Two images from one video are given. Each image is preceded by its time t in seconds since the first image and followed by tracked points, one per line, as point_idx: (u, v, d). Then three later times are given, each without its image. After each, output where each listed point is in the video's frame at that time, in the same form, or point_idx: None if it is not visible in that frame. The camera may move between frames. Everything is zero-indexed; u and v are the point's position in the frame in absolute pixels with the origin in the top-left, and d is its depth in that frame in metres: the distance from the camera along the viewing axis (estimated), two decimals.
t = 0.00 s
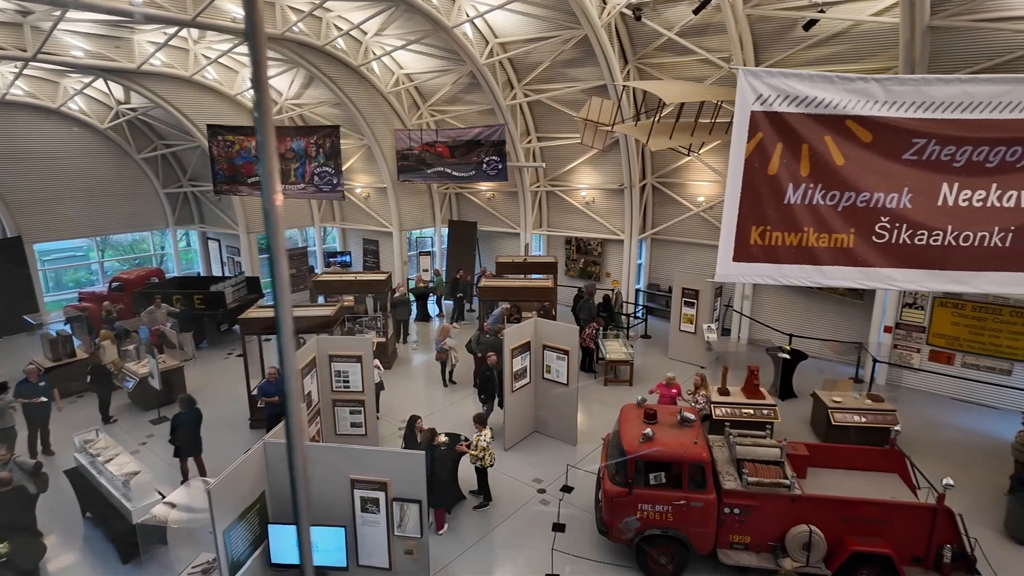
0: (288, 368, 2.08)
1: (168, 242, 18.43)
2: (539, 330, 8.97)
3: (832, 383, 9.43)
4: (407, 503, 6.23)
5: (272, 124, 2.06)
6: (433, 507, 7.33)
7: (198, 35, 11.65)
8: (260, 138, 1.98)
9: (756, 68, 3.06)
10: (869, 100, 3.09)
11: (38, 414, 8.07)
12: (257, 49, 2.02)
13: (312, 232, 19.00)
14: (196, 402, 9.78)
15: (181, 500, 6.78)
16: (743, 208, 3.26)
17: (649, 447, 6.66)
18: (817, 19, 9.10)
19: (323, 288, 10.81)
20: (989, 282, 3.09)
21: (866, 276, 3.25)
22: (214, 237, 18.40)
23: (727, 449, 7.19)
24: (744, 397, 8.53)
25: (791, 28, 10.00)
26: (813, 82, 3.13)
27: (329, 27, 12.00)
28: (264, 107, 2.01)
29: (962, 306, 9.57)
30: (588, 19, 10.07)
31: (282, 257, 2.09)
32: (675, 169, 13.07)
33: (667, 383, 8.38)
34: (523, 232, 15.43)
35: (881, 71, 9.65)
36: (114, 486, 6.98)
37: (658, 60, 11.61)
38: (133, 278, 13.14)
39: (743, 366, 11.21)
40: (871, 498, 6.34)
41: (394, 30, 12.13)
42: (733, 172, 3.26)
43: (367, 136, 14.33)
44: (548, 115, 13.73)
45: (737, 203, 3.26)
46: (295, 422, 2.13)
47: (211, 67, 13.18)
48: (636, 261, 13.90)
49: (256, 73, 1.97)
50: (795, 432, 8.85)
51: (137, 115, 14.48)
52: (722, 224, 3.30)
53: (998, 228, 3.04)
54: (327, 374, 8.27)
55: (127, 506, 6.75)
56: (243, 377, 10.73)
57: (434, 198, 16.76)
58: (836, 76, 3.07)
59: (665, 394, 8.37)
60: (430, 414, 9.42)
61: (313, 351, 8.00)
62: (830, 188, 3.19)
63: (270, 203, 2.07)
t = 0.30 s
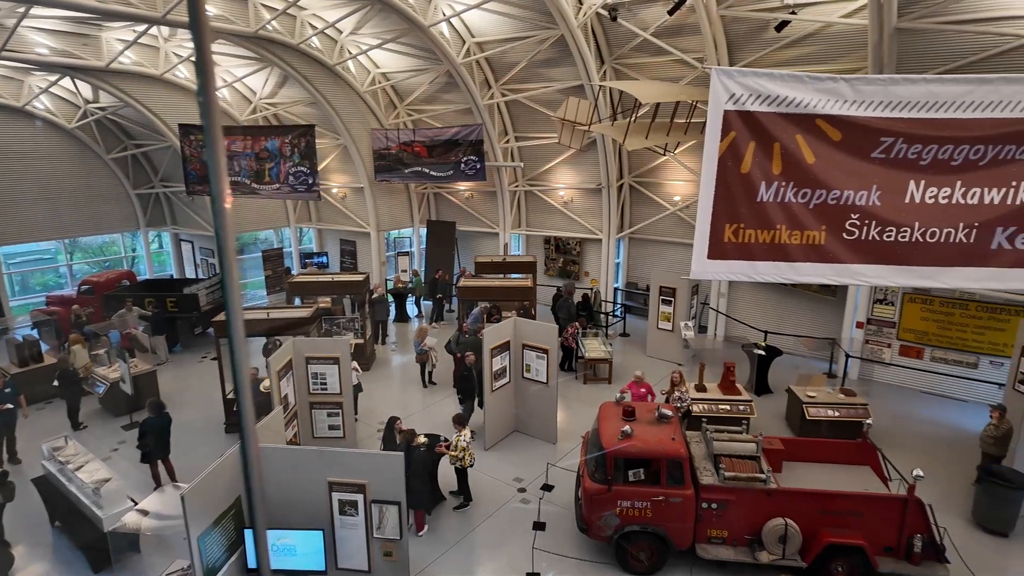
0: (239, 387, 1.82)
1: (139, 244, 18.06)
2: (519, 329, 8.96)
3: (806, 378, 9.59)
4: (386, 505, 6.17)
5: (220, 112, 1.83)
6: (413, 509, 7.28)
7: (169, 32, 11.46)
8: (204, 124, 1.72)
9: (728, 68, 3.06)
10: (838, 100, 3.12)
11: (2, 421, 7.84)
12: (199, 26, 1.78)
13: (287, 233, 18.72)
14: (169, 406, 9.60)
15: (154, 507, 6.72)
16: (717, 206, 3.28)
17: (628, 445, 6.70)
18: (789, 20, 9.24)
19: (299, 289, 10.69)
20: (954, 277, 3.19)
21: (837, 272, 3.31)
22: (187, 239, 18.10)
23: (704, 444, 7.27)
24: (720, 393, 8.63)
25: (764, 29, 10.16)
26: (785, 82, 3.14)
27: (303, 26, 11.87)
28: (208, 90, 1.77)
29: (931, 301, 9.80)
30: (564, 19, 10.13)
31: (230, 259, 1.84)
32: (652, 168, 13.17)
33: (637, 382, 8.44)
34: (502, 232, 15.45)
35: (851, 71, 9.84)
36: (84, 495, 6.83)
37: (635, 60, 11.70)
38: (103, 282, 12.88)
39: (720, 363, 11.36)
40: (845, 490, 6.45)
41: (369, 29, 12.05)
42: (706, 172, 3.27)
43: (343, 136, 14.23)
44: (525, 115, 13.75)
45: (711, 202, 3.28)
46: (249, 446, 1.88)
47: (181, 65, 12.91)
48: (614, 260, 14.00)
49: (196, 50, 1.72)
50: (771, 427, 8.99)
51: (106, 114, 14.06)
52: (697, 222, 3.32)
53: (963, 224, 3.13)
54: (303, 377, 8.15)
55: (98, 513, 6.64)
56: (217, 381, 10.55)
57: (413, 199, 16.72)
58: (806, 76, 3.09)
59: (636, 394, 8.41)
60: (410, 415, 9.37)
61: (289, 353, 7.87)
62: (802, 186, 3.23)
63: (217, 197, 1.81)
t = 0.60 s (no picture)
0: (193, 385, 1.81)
1: (109, 246, 17.68)
2: (498, 329, 8.96)
3: (780, 374, 9.75)
4: (365, 508, 6.12)
5: (170, 102, 1.74)
6: (393, 511, 7.24)
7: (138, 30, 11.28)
8: (147, 97, 1.62)
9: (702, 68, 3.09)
10: (809, 100, 3.16)
11: None
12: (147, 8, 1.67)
13: (262, 234, 18.32)
14: (141, 411, 9.40)
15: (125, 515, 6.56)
16: (692, 205, 3.31)
17: (607, 442, 6.73)
18: (762, 21, 9.39)
19: (275, 291, 10.56)
20: (920, 273, 3.27)
21: (809, 268, 3.36)
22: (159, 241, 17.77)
23: (682, 440, 7.35)
24: (697, 389, 8.73)
25: (737, 31, 10.31)
26: (757, 82, 3.18)
27: (277, 24, 11.72)
28: (156, 80, 1.68)
29: (900, 297, 10.05)
30: (540, 19, 10.16)
31: (183, 258, 1.77)
32: (629, 168, 13.27)
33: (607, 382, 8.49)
34: (480, 231, 15.44)
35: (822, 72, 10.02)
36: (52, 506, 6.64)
37: (611, 61, 11.77)
38: (71, 285, 12.59)
39: (697, 360, 11.51)
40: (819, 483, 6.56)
41: (345, 27, 11.94)
42: (681, 171, 3.30)
43: (318, 135, 14.08)
44: (503, 115, 13.75)
45: (686, 200, 3.31)
46: (204, 434, 1.83)
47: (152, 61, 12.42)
48: (592, 259, 14.08)
49: (143, 36, 1.62)
50: (748, 422, 9.12)
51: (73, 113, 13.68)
52: (673, 220, 3.35)
53: (930, 221, 3.21)
54: (280, 380, 8.04)
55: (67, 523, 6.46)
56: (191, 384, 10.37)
57: (390, 199, 16.62)
58: (777, 75, 3.13)
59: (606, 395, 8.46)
60: (389, 417, 9.31)
61: (265, 356, 7.76)
62: (774, 185, 3.28)
63: (164, 166, 1.71)
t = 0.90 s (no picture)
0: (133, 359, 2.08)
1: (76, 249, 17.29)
2: (476, 328, 8.95)
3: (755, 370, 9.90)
4: (341, 510, 6.06)
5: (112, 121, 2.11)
6: (371, 513, 7.18)
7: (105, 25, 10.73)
8: (88, 113, 1.99)
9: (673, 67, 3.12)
10: (778, 99, 3.21)
11: None
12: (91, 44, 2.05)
13: (235, 236, 18.12)
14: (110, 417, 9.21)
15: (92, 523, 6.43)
16: (665, 202, 3.33)
17: (585, 440, 6.76)
18: (734, 22, 9.53)
19: (248, 293, 10.40)
20: (887, 268, 3.34)
21: (780, 264, 3.41)
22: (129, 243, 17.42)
23: (659, 436, 7.42)
24: (673, 386, 8.83)
25: (709, 32, 10.46)
26: (728, 81, 3.22)
27: (249, 22, 11.58)
28: (99, 103, 2.06)
29: (870, 293, 10.29)
30: (515, 18, 10.18)
31: (123, 250, 2.11)
32: (605, 168, 13.36)
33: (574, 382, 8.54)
34: (458, 231, 15.42)
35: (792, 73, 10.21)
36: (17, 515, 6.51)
37: (586, 61, 11.85)
38: (37, 288, 12.26)
39: (673, 357, 11.64)
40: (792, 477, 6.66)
41: (318, 26, 11.83)
42: (655, 169, 3.32)
43: (292, 134, 13.92)
44: (480, 115, 13.75)
45: (659, 198, 3.32)
46: (143, 400, 2.10)
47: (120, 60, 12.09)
48: (570, 259, 14.15)
49: (86, 69, 2.00)
50: (723, 418, 9.24)
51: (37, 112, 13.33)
52: (647, 217, 3.36)
53: (896, 218, 3.28)
54: (254, 383, 7.93)
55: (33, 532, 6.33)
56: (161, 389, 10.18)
57: (366, 199, 16.49)
58: (747, 75, 3.17)
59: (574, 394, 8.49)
60: (367, 419, 9.24)
61: (239, 359, 7.64)
62: (745, 183, 3.32)
63: (109, 174, 2.08)
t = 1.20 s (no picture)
0: (80, 347, 2.37)
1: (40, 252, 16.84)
2: (452, 329, 8.93)
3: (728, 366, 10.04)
4: (317, 514, 5.99)
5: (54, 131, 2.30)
6: (347, 517, 7.12)
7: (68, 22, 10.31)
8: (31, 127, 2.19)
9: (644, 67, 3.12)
10: (747, 99, 3.25)
11: None
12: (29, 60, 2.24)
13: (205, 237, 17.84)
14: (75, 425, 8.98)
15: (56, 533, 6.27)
16: (638, 202, 3.34)
17: (562, 439, 6.77)
18: (705, 23, 9.67)
19: (219, 295, 10.21)
20: (852, 265, 3.44)
21: (749, 261, 3.47)
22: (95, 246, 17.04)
23: (635, 433, 7.48)
24: (649, 383, 8.91)
25: (680, 33, 10.60)
26: (698, 81, 3.24)
27: (218, 20, 11.43)
28: (40, 117, 2.26)
29: (839, 289, 10.51)
30: (489, 18, 10.18)
31: (71, 251, 2.34)
32: (580, 168, 13.44)
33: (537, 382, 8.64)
34: (433, 231, 15.36)
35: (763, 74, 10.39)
36: None
37: (560, 61, 11.91)
38: None
39: (648, 355, 11.77)
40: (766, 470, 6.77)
41: (289, 25, 11.68)
42: (627, 168, 3.33)
43: (263, 133, 13.72)
44: (455, 115, 13.73)
45: (631, 197, 3.34)
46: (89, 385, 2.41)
47: (83, 59, 11.80)
48: (546, 258, 14.21)
49: (26, 85, 2.19)
50: (698, 414, 9.36)
51: None
52: (619, 217, 3.37)
53: (861, 215, 3.36)
54: (226, 387, 7.79)
55: None
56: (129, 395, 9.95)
57: (340, 199, 16.32)
58: (717, 75, 3.20)
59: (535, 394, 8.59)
60: (342, 421, 9.16)
61: (210, 363, 7.50)
62: (715, 182, 3.36)
63: (50, 182, 2.30)
